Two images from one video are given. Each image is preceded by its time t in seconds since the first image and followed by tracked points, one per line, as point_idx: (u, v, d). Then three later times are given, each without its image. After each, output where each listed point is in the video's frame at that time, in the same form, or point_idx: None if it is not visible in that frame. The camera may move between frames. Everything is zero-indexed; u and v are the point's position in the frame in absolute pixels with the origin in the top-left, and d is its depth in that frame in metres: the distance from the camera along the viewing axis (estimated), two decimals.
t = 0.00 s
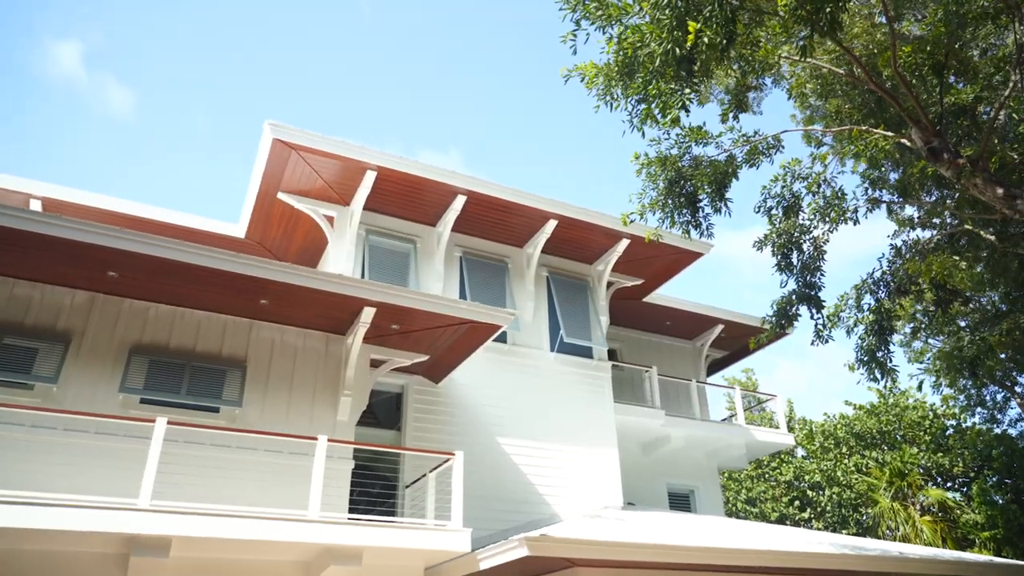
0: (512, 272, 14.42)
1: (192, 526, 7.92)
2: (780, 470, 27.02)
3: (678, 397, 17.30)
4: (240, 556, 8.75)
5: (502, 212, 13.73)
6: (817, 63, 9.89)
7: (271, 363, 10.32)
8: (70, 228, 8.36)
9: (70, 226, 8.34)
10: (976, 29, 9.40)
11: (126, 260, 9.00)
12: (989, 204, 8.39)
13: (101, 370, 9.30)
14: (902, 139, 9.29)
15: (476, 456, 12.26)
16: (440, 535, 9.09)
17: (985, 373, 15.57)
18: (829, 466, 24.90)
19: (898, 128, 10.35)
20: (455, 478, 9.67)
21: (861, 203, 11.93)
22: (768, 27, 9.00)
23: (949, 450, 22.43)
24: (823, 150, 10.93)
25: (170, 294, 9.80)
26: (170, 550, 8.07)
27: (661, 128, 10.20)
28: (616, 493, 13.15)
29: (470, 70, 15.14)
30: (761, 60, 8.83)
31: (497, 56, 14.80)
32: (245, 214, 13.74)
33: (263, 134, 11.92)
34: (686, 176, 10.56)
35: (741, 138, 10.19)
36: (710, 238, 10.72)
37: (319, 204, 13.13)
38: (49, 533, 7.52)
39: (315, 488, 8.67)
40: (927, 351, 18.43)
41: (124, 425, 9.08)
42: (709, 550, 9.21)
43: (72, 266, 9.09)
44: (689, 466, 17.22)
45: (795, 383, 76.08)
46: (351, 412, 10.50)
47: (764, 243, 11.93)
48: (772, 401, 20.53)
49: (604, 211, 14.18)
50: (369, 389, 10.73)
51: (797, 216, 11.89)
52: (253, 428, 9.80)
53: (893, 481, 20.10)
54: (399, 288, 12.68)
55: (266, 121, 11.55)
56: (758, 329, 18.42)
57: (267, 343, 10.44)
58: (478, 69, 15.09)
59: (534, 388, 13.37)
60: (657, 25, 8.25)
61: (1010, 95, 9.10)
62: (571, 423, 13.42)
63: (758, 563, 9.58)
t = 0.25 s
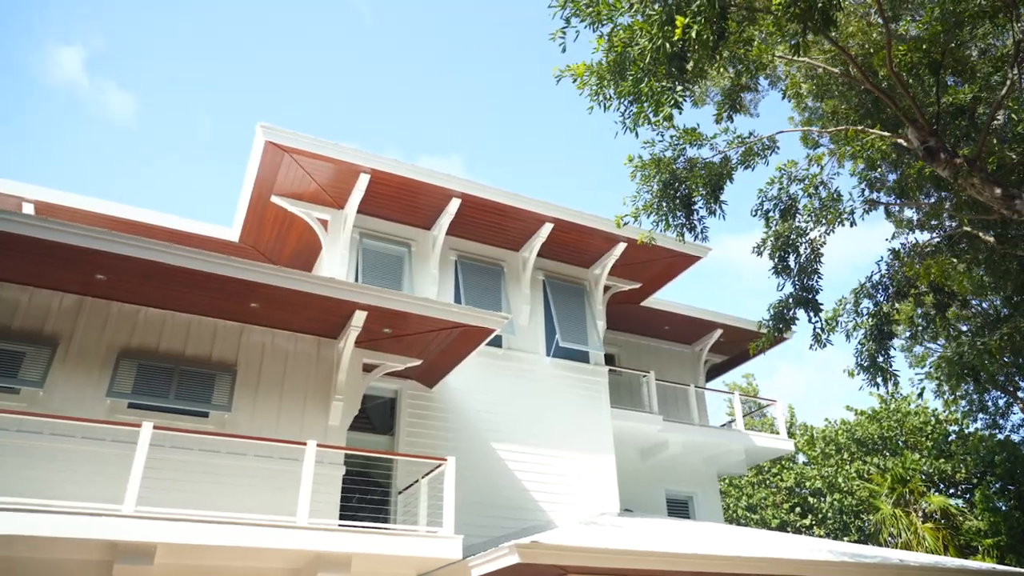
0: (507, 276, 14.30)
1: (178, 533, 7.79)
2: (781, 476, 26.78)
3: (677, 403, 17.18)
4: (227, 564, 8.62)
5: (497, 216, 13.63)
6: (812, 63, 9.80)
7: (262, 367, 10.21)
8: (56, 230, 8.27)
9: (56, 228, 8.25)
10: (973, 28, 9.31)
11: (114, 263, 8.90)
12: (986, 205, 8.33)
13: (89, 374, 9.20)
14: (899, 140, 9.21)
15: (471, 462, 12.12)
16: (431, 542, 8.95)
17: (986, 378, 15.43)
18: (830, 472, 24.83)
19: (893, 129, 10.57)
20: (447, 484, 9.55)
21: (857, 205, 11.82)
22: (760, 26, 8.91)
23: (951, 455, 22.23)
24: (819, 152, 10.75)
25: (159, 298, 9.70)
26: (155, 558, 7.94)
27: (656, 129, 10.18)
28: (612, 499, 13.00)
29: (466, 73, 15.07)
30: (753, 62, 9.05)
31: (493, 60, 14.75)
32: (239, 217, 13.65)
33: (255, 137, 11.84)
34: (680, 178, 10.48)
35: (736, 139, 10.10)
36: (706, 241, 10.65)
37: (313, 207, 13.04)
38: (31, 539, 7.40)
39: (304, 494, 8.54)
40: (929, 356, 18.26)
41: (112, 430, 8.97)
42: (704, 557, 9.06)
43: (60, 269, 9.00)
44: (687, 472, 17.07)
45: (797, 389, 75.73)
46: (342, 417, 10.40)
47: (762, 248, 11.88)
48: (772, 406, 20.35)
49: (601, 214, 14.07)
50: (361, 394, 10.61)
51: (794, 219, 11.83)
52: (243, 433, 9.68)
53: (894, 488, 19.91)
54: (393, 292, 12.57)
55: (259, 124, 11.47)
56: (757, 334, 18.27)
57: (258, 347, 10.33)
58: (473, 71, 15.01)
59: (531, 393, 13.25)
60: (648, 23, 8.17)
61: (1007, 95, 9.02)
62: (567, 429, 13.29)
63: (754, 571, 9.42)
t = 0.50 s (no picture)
0: (503, 280, 14.19)
1: (163, 539, 7.66)
2: (782, 482, 26.51)
3: (676, 408, 17.06)
4: (215, 571, 8.48)
5: (492, 219, 13.52)
6: (807, 62, 9.70)
7: (253, 371, 10.10)
8: (41, 231, 8.17)
9: (42, 229, 8.15)
10: (970, 26, 9.22)
11: (101, 265, 8.80)
12: (984, 203, 8.23)
13: (76, 378, 9.08)
14: (896, 139, 9.12)
15: (465, 468, 11.98)
16: (422, 548, 8.80)
17: (987, 383, 15.25)
18: (831, 478, 24.46)
19: (892, 129, 10.46)
20: (439, 489, 9.40)
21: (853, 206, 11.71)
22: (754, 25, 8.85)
23: (953, 461, 22.03)
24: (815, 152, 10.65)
25: (149, 301, 9.59)
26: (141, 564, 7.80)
27: (651, 129, 10.12)
28: (609, 505, 12.85)
29: (461, 77, 15.00)
30: (747, 61, 9.04)
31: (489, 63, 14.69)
32: (233, 221, 13.56)
33: (248, 139, 11.76)
34: (675, 180, 10.42)
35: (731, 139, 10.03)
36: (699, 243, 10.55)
37: (307, 211, 12.94)
38: (13, 546, 7.26)
39: (293, 500, 8.40)
40: (930, 360, 18.09)
41: (99, 435, 8.85)
42: (701, 564, 8.90)
43: (47, 271, 8.89)
44: (686, 478, 16.91)
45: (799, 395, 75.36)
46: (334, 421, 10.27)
47: (758, 249, 11.81)
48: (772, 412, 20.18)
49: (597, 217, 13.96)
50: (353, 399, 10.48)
51: (791, 220, 11.77)
52: (232, 437, 9.55)
53: (896, 494, 19.69)
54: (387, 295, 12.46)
55: (251, 127, 11.39)
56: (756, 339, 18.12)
57: (248, 350, 10.21)
58: (469, 75, 14.94)
59: (526, 398, 13.11)
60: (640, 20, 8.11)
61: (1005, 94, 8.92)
62: (564, 434, 13.15)
63: None
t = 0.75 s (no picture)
0: (499, 284, 14.06)
1: (148, 546, 7.51)
2: (783, 489, 26.25)
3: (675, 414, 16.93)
4: None
5: (488, 222, 13.40)
6: (803, 61, 9.62)
7: (243, 375, 9.97)
8: (27, 233, 8.08)
9: (27, 231, 8.05)
10: (968, 24, 9.13)
11: (88, 268, 8.68)
12: (982, 202, 8.15)
13: (62, 382, 8.95)
14: (893, 138, 9.03)
15: (460, 474, 11.83)
16: (413, 555, 8.64)
17: (990, 388, 15.09)
18: (833, 484, 24.33)
19: (888, 128, 10.24)
20: (431, 495, 9.26)
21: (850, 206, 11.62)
22: (749, 22, 8.76)
23: (956, 468, 21.83)
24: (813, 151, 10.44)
25: (137, 304, 9.48)
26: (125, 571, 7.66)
27: (645, 130, 10.04)
28: (606, 511, 12.68)
29: (457, 80, 14.90)
30: (742, 58, 8.94)
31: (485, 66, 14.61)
32: (226, 225, 13.45)
33: (240, 142, 11.66)
34: (670, 182, 10.37)
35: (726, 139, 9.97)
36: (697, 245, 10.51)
37: (300, 214, 12.84)
38: None
39: (281, 505, 8.26)
40: (931, 365, 17.93)
41: (85, 439, 8.72)
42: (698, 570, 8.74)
43: (33, 274, 8.79)
44: (685, 484, 16.72)
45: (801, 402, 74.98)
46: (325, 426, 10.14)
47: (751, 248, 11.73)
48: (772, 418, 19.99)
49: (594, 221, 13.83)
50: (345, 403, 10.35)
51: (787, 221, 11.69)
52: (221, 442, 9.41)
53: (898, 500, 19.49)
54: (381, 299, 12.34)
55: (243, 129, 11.28)
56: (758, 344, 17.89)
57: (238, 354, 10.09)
58: (465, 78, 14.85)
59: (522, 402, 12.98)
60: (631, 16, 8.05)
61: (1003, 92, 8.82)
62: (560, 439, 13.01)
63: None
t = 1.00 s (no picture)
0: (495, 288, 13.93)
1: (132, 553, 7.35)
2: (785, 496, 25.97)
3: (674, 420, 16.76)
4: None
5: (483, 226, 13.28)
6: (799, 59, 9.52)
7: (233, 379, 9.85)
8: (12, 235, 7.96)
9: (13, 233, 7.94)
10: (966, 22, 9.03)
11: (75, 270, 8.57)
12: (981, 200, 8.07)
13: (49, 386, 8.83)
14: (890, 137, 8.92)
15: (454, 480, 11.67)
16: (405, 562, 8.47)
17: (992, 392, 14.91)
18: (835, 490, 24.07)
19: (886, 127, 10.06)
20: (422, 501, 9.10)
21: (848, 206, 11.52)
22: (742, 21, 8.68)
23: (959, 474, 21.61)
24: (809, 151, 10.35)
25: (126, 307, 9.36)
26: None
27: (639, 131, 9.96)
28: (603, 518, 12.50)
29: (453, 82, 14.81)
30: (736, 57, 8.84)
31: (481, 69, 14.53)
32: (219, 228, 13.36)
33: (233, 145, 11.56)
34: (665, 183, 10.27)
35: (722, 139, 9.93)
36: (693, 246, 10.48)
37: (294, 217, 12.73)
38: None
39: (269, 512, 8.10)
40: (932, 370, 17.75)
41: (71, 444, 8.58)
42: None
43: (20, 276, 8.67)
44: (684, 491, 16.53)
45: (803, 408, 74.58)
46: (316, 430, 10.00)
47: (749, 251, 11.68)
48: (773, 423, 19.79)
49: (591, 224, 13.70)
50: (337, 407, 10.21)
51: (784, 222, 11.61)
52: (210, 447, 9.28)
53: (900, 507, 19.26)
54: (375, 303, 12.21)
55: (235, 131, 11.18)
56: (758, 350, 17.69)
57: (229, 358, 9.97)
58: (461, 81, 14.76)
59: (518, 407, 12.83)
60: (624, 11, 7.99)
61: (1001, 91, 8.72)
62: (556, 444, 12.84)
63: None
